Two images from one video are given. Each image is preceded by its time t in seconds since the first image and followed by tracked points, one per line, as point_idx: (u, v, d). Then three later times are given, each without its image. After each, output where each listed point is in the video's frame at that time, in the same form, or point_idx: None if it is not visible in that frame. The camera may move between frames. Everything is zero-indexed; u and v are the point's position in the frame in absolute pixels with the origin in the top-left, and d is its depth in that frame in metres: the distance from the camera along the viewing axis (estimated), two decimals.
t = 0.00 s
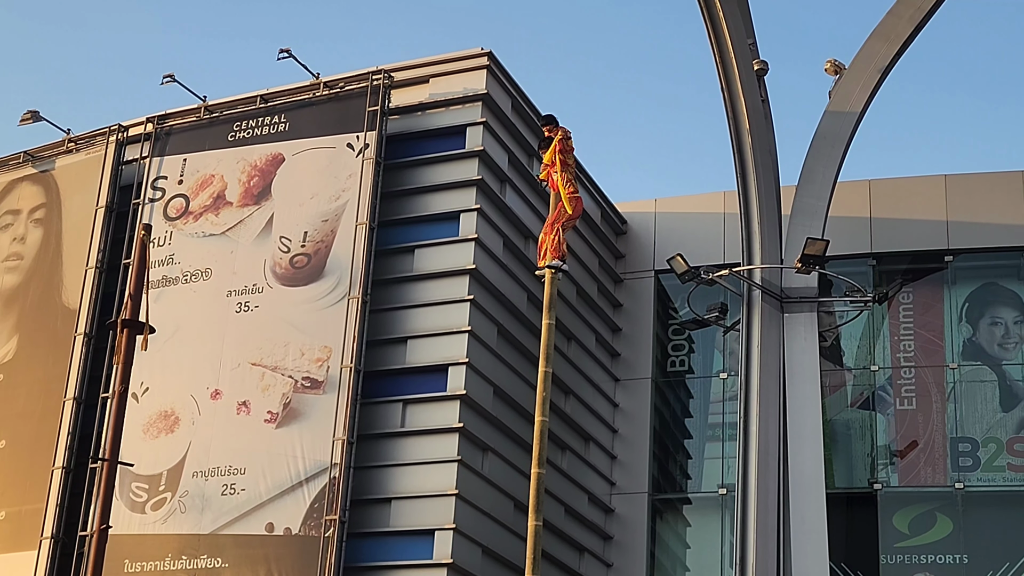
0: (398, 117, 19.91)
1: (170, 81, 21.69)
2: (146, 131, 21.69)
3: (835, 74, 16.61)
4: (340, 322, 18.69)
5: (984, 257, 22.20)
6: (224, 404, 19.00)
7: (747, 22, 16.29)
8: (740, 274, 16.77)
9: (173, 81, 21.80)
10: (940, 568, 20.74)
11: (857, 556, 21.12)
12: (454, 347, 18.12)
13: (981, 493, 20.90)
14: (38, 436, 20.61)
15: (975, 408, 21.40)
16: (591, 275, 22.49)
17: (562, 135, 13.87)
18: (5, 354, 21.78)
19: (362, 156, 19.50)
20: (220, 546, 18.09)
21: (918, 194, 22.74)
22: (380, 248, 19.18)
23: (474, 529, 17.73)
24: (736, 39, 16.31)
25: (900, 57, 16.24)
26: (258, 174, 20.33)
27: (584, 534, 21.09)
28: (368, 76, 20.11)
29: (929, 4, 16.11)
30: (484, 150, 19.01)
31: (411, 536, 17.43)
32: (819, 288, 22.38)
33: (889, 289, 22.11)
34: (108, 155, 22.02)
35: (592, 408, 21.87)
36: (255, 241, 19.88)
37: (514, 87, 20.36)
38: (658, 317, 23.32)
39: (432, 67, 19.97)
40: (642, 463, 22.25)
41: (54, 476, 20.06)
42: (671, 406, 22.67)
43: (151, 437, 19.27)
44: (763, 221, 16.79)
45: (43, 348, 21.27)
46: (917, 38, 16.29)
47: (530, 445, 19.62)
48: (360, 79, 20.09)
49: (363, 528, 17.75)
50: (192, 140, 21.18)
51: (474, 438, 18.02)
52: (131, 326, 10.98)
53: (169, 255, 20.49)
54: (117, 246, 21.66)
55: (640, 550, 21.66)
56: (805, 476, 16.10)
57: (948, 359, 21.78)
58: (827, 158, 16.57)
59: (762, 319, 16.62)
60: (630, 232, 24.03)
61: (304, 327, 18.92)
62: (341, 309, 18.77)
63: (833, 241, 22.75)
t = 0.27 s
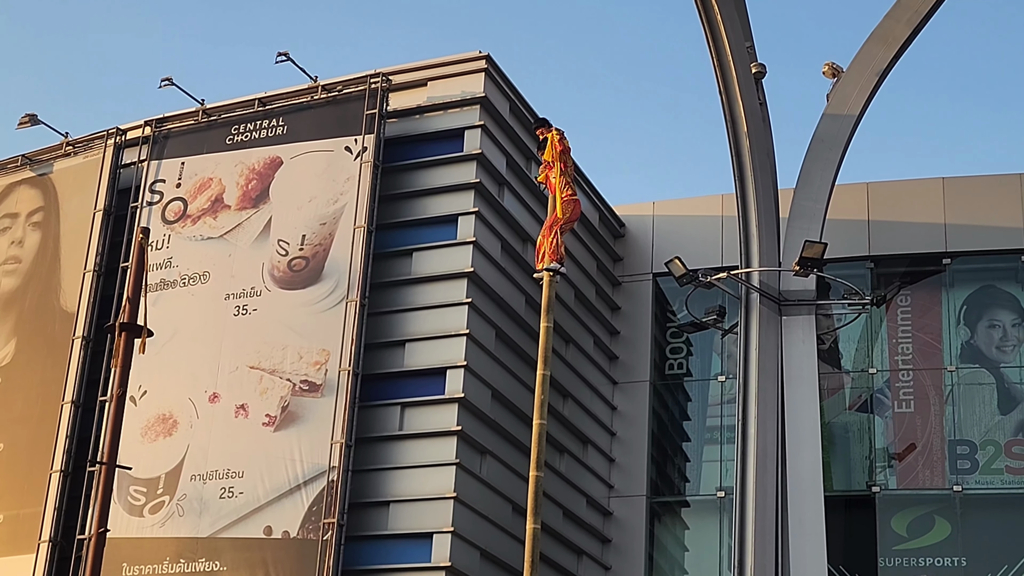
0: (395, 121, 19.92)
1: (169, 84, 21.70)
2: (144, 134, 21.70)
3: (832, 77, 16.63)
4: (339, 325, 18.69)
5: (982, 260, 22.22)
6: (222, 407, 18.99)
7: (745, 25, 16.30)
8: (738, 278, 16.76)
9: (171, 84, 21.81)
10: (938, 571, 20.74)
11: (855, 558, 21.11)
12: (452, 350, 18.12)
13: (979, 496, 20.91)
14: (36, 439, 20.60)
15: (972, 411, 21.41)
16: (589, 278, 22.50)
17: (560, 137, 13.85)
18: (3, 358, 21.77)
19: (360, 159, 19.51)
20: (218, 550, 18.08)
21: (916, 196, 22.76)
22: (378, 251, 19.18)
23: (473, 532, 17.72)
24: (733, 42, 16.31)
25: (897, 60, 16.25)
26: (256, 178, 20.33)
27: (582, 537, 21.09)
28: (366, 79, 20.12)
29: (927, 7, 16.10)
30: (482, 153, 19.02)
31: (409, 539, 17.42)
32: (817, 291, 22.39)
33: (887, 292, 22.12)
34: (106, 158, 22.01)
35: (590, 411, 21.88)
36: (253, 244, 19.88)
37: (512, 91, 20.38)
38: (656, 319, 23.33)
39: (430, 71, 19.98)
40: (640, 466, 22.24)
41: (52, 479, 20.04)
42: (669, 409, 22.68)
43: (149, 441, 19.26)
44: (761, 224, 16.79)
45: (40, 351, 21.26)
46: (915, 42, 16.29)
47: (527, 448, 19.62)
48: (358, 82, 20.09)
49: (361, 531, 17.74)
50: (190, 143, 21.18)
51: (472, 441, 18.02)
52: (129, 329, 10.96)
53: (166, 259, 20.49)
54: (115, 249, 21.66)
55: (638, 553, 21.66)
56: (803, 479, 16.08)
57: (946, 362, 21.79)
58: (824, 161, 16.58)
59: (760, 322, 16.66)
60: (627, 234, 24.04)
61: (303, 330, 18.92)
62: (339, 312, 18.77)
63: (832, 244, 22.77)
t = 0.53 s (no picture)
0: (394, 124, 19.92)
1: (167, 87, 21.70)
2: (142, 137, 21.70)
3: (830, 80, 16.64)
4: (337, 328, 18.68)
5: (980, 262, 22.23)
6: (220, 410, 18.98)
7: (743, 27, 16.28)
8: (737, 280, 16.81)
9: (170, 87, 21.80)
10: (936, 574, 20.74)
11: (854, 561, 21.11)
12: (450, 353, 18.12)
13: (978, 498, 20.90)
14: (34, 442, 20.59)
15: (970, 413, 21.41)
16: (587, 281, 22.50)
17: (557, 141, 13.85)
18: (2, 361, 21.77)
19: (359, 162, 19.51)
20: (216, 553, 18.07)
21: (914, 199, 22.77)
22: (377, 254, 19.18)
23: (471, 535, 17.71)
24: (731, 44, 16.28)
25: (895, 63, 16.26)
26: (255, 181, 20.33)
27: (580, 540, 21.07)
28: (364, 82, 20.10)
29: (925, 10, 16.11)
30: (480, 156, 19.01)
31: (408, 542, 17.42)
32: (815, 294, 22.40)
33: (885, 294, 22.13)
34: (105, 161, 21.99)
35: (588, 413, 21.87)
36: (251, 247, 19.87)
37: (511, 94, 20.39)
38: (655, 322, 23.34)
39: (429, 73, 19.99)
40: (639, 469, 22.23)
41: (50, 482, 20.03)
42: (668, 412, 22.68)
43: (147, 444, 19.26)
44: (759, 226, 16.80)
45: (39, 354, 21.25)
46: (913, 45, 16.30)
47: (526, 450, 19.61)
48: (356, 85, 20.08)
49: (360, 534, 17.74)
50: (188, 146, 21.18)
51: (470, 444, 18.02)
52: (127, 332, 10.96)
53: (165, 261, 20.49)
54: (113, 252, 21.65)
55: (637, 556, 21.64)
56: (801, 481, 16.06)
57: (944, 365, 21.80)
58: (823, 163, 16.59)
59: (759, 324, 16.72)
60: (626, 237, 24.04)
61: (301, 333, 18.91)
62: (337, 315, 18.77)
63: (830, 247, 22.78)
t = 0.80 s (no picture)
0: (392, 126, 19.92)
1: (166, 89, 21.68)
2: (141, 139, 21.70)
3: (829, 83, 16.65)
4: (335, 330, 18.68)
5: (978, 265, 22.24)
6: (218, 412, 18.98)
7: (741, 30, 16.28)
8: (735, 283, 16.80)
9: (168, 90, 21.81)
10: None
11: (852, 564, 21.12)
12: (448, 356, 18.11)
13: (976, 501, 20.91)
14: (33, 445, 20.58)
15: (969, 416, 21.42)
16: (586, 283, 22.50)
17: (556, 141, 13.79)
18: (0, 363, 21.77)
19: (357, 164, 19.51)
20: (214, 555, 18.07)
21: (913, 202, 22.78)
22: (375, 256, 19.17)
23: (469, 537, 17.71)
24: (730, 46, 16.27)
25: (893, 66, 16.27)
26: (253, 183, 20.33)
27: (579, 542, 21.07)
28: (363, 85, 20.10)
29: (923, 12, 16.12)
30: (478, 159, 19.02)
31: (406, 544, 17.41)
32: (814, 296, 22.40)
33: (883, 297, 22.14)
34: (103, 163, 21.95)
35: (587, 416, 21.86)
36: (249, 250, 19.87)
37: (510, 96, 20.39)
38: (654, 325, 23.34)
39: (427, 76, 19.99)
40: (638, 471, 22.22)
41: (49, 485, 20.02)
42: (666, 414, 22.68)
43: (146, 446, 19.25)
44: (758, 229, 16.82)
45: (37, 357, 21.25)
46: (911, 47, 16.31)
47: (524, 453, 19.61)
48: (355, 88, 20.08)
49: (358, 536, 17.73)
50: (187, 149, 21.18)
51: (469, 446, 18.02)
52: (125, 334, 10.93)
53: (164, 264, 20.49)
54: (112, 254, 21.65)
55: (636, 559, 21.63)
56: (800, 483, 16.07)
57: (943, 367, 21.80)
58: (821, 166, 16.60)
59: (757, 327, 16.70)
60: (625, 239, 24.04)
61: (300, 335, 18.91)
62: (336, 317, 18.77)
63: (828, 250, 22.78)
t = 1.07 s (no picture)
0: (392, 127, 19.92)
1: (165, 90, 21.69)
2: (140, 141, 21.70)
3: (828, 84, 16.65)
4: (334, 331, 18.67)
5: (977, 267, 22.25)
6: (217, 414, 18.97)
7: (740, 32, 16.29)
8: (735, 284, 16.79)
9: (167, 91, 21.81)
10: None
11: (851, 565, 21.12)
12: (448, 357, 18.11)
13: (975, 503, 20.91)
14: (32, 447, 20.58)
15: (968, 418, 21.42)
16: (585, 285, 22.50)
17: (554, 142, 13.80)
18: None
19: (356, 165, 19.51)
20: (213, 557, 18.06)
21: (912, 204, 22.78)
22: (374, 258, 19.17)
23: (468, 539, 17.71)
24: (729, 48, 16.29)
25: (892, 67, 16.27)
26: (252, 185, 20.33)
27: (577, 544, 21.06)
28: (362, 86, 20.10)
29: (922, 14, 16.13)
30: (478, 161, 19.02)
31: (405, 546, 17.41)
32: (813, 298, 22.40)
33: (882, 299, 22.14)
34: (102, 165, 21.95)
35: (586, 417, 21.87)
36: (248, 251, 19.87)
37: (509, 98, 20.39)
38: (653, 326, 23.34)
39: (426, 78, 19.99)
40: (637, 473, 22.22)
41: (48, 486, 20.02)
42: (665, 416, 22.67)
43: (144, 448, 19.25)
44: (757, 230, 16.82)
45: (36, 359, 21.24)
46: (910, 49, 16.31)
47: (523, 454, 19.60)
48: (354, 89, 20.08)
49: (357, 538, 17.72)
50: (186, 150, 21.18)
51: (468, 448, 18.02)
52: (125, 336, 10.92)
53: (163, 265, 20.49)
54: (111, 256, 21.65)
55: (635, 560, 21.63)
56: (799, 485, 16.07)
57: (942, 369, 21.80)
58: (820, 168, 16.60)
59: (757, 328, 16.68)
60: (624, 241, 24.04)
61: (299, 337, 18.91)
62: (335, 318, 18.76)
63: (827, 252, 22.79)
